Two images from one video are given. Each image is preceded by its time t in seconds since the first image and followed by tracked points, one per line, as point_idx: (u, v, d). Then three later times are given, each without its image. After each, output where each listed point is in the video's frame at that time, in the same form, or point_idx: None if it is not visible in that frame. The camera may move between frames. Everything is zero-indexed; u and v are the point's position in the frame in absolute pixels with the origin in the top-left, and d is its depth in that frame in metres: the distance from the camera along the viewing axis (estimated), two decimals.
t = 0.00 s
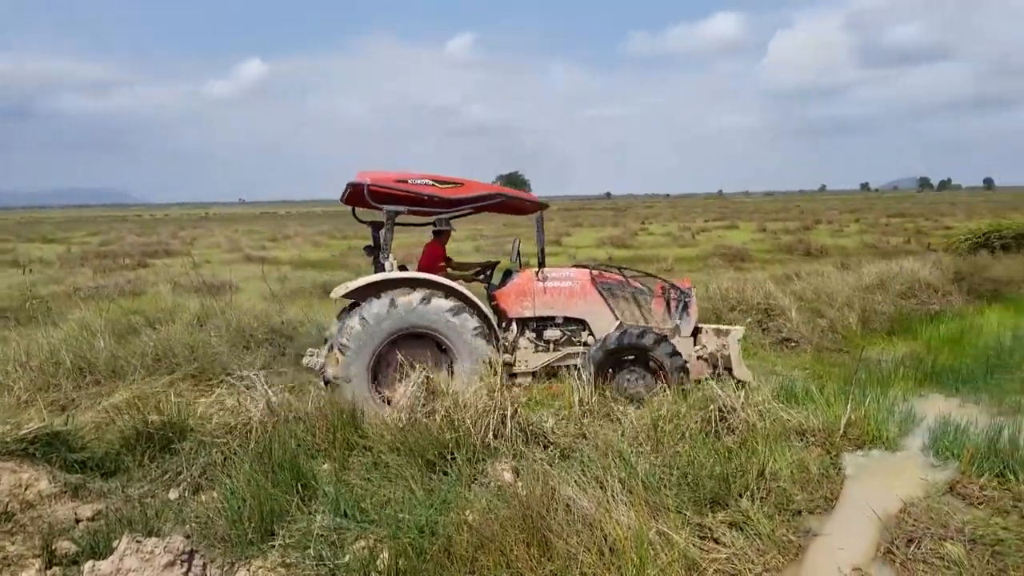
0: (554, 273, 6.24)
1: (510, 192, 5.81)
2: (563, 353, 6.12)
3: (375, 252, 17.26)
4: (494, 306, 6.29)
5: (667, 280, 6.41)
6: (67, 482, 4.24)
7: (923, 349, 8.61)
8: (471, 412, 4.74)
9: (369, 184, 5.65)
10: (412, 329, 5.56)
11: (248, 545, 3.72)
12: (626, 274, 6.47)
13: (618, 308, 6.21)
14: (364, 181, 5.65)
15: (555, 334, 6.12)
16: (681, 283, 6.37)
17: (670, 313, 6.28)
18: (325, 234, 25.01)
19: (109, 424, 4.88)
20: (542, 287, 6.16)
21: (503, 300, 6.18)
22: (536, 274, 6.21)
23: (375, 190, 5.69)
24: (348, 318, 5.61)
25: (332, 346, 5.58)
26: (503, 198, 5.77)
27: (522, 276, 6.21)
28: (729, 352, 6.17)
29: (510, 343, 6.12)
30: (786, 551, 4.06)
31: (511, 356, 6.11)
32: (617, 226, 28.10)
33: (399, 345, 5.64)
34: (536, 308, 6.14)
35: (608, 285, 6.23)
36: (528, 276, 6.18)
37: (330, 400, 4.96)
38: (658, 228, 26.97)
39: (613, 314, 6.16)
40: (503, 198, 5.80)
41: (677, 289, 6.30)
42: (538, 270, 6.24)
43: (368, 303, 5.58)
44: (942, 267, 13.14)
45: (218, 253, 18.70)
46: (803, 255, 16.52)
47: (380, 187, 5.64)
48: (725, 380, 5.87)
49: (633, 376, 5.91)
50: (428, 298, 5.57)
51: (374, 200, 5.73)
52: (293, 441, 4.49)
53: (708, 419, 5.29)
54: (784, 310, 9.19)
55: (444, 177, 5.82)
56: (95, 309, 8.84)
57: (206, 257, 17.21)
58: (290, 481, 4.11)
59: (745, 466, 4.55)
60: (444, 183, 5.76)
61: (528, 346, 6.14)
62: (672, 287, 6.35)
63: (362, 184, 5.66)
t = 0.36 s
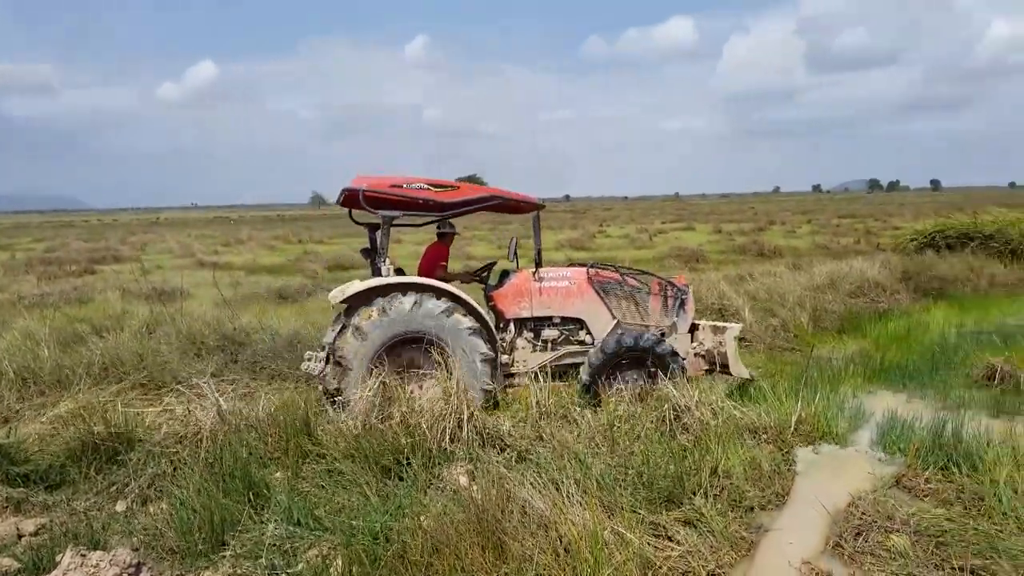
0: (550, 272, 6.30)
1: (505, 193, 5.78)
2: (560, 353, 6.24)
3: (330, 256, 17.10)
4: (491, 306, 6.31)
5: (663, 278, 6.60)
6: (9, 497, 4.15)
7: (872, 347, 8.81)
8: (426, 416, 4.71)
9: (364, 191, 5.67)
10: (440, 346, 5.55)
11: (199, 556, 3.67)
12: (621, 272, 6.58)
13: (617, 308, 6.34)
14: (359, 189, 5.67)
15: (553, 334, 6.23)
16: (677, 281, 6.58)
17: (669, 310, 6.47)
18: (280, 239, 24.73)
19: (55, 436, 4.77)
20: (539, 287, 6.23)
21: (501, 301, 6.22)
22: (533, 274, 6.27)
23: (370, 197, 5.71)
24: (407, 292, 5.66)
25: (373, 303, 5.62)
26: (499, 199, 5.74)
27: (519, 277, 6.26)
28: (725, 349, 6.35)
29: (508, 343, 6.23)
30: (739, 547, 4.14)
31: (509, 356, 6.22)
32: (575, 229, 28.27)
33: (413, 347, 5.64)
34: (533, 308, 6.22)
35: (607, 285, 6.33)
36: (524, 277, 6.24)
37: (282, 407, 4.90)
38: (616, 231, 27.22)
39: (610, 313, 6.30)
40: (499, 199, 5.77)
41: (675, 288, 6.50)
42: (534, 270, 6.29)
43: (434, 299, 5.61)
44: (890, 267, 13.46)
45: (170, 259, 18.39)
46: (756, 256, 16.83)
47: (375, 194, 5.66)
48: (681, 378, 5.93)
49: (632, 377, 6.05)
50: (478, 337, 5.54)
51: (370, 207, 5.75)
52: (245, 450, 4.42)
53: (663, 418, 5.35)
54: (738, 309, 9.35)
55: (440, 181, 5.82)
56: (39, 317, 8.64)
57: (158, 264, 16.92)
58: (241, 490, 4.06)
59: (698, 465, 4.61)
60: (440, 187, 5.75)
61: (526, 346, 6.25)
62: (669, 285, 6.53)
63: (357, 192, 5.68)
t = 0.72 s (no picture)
0: (555, 271, 6.40)
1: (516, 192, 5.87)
2: (563, 351, 6.37)
3: (288, 255, 16.92)
4: (495, 303, 6.42)
5: (665, 277, 6.70)
6: None
7: (826, 340, 9.00)
8: (383, 415, 4.70)
9: (377, 188, 5.70)
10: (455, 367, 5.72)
11: (153, 559, 3.64)
12: (623, 270, 6.65)
13: (619, 307, 6.45)
14: (372, 185, 5.70)
15: (558, 333, 6.34)
16: (679, 281, 6.69)
17: (671, 310, 6.58)
18: (237, 238, 24.44)
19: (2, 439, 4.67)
20: (544, 285, 6.32)
21: (506, 298, 6.33)
22: (538, 272, 6.36)
23: (383, 194, 5.75)
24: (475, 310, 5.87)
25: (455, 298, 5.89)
26: (509, 199, 5.84)
27: (525, 274, 6.36)
28: (725, 351, 6.43)
29: (513, 341, 6.32)
30: (693, 538, 4.20)
31: (514, 353, 6.31)
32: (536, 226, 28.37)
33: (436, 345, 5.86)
34: (537, 306, 6.32)
35: (610, 284, 6.42)
36: (530, 274, 6.34)
37: (236, 407, 4.87)
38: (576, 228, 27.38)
39: (613, 313, 6.40)
40: (509, 199, 5.86)
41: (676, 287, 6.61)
42: (538, 269, 6.39)
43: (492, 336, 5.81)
44: (843, 262, 13.76)
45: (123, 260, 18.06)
46: (713, 252, 17.09)
47: (388, 191, 5.70)
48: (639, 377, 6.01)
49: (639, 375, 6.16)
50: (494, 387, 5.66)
51: (382, 203, 5.80)
52: (198, 451, 4.38)
53: (620, 414, 5.41)
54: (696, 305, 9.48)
55: (451, 178, 5.86)
56: None
57: (110, 265, 16.61)
58: (195, 491, 4.02)
59: (654, 459, 4.68)
60: (452, 185, 5.80)
61: (530, 344, 6.35)
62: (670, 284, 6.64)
63: (370, 189, 5.72)
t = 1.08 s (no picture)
0: (566, 272, 6.55)
1: (528, 195, 6.16)
2: (571, 351, 6.45)
3: (260, 257, 16.82)
4: (505, 303, 6.55)
5: (674, 282, 6.87)
6: None
7: (795, 336, 9.12)
8: (346, 417, 4.72)
9: (397, 188, 5.97)
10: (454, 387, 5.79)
11: (114, 563, 3.63)
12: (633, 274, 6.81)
13: (628, 309, 6.62)
14: (392, 186, 5.97)
15: (566, 333, 6.44)
16: (686, 286, 6.88)
17: (678, 314, 6.78)
18: (210, 240, 24.28)
19: None
20: (554, 286, 6.47)
21: (517, 298, 6.46)
22: (549, 273, 6.51)
23: (402, 194, 6.02)
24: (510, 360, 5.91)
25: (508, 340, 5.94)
26: (522, 200, 6.13)
27: (536, 275, 6.51)
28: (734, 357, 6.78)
29: (522, 340, 6.42)
30: (656, 536, 4.25)
31: (523, 352, 6.39)
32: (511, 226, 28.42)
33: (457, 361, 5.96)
34: (547, 307, 6.45)
35: (619, 287, 6.58)
36: (540, 275, 6.48)
37: (200, 410, 4.86)
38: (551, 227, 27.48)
39: (622, 315, 6.53)
40: (521, 201, 6.15)
41: (684, 292, 6.81)
42: (550, 270, 6.53)
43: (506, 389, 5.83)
44: (813, 259, 13.95)
45: (93, 263, 17.89)
46: (685, 250, 17.25)
47: (407, 191, 5.97)
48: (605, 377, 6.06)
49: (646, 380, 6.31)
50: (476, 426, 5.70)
51: (400, 203, 6.06)
52: (161, 455, 4.37)
53: (587, 413, 5.46)
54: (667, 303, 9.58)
55: (467, 181, 6.16)
56: None
57: (79, 269, 16.45)
58: (157, 495, 4.02)
59: (617, 457, 4.73)
60: (468, 187, 6.09)
61: (539, 344, 6.43)
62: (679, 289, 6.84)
63: (389, 189, 5.99)
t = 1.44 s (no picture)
0: (617, 276, 6.62)
1: (579, 200, 6.16)
2: (624, 355, 6.55)
3: (282, 262, 17.02)
4: (557, 307, 6.63)
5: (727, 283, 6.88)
6: None
7: (816, 344, 9.04)
8: (358, 424, 4.76)
9: (449, 197, 6.01)
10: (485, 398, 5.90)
11: (128, 566, 3.70)
12: (684, 276, 6.87)
13: (680, 312, 6.69)
14: (444, 195, 6.02)
15: (618, 337, 6.53)
16: (740, 286, 6.89)
17: (733, 315, 6.81)
18: (236, 244, 24.63)
19: None
20: (605, 290, 6.53)
21: (568, 303, 6.53)
22: (600, 278, 6.57)
23: (454, 203, 6.06)
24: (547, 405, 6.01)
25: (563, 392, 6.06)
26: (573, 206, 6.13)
27: (586, 279, 6.57)
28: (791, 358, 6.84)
29: (575, 344, 6.52)
30: (667, 546, 4.24)
31: (576, 356, 6.50)
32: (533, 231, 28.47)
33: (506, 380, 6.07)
34: (599, 311, 6.52)
35: (670, 289, 6.65)
36: (591, 280, 6.54)
37: (216, 414, 4.93)
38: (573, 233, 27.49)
39: (674, 318, 6.61)
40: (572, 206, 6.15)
41: (738, 293, 6.83)
42: (600, 274, 6.59)
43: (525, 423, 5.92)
44: (836, 265, 13.82)
45: (120, 268, 18.23)
46: (707, 256, 17.17)
47: (459, 200, 6.01)
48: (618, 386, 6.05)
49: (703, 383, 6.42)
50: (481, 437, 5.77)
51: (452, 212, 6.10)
52: (177, 459, 4.44)
53: (599, 420, 5.46)
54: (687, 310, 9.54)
55: (518, 187, 6.17)
56: None
57: (108, 274, 16.78)
58: (171, 499, 4.09)
59: (629, 466, 4.73)
60: (519, 194, 6.11)
61: (591, 348, 6.54)
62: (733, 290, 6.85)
63: (441, 198, 6.03)
